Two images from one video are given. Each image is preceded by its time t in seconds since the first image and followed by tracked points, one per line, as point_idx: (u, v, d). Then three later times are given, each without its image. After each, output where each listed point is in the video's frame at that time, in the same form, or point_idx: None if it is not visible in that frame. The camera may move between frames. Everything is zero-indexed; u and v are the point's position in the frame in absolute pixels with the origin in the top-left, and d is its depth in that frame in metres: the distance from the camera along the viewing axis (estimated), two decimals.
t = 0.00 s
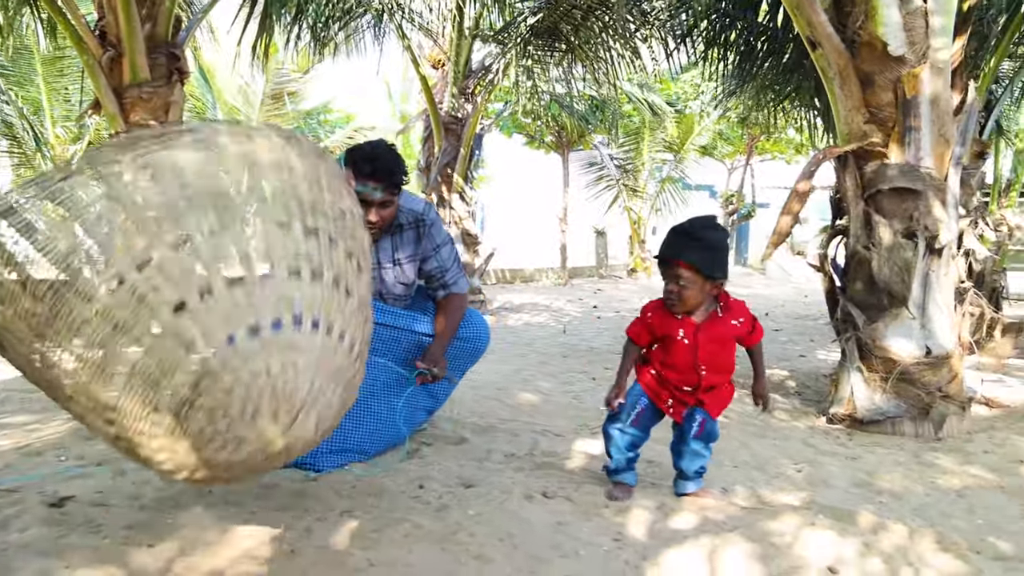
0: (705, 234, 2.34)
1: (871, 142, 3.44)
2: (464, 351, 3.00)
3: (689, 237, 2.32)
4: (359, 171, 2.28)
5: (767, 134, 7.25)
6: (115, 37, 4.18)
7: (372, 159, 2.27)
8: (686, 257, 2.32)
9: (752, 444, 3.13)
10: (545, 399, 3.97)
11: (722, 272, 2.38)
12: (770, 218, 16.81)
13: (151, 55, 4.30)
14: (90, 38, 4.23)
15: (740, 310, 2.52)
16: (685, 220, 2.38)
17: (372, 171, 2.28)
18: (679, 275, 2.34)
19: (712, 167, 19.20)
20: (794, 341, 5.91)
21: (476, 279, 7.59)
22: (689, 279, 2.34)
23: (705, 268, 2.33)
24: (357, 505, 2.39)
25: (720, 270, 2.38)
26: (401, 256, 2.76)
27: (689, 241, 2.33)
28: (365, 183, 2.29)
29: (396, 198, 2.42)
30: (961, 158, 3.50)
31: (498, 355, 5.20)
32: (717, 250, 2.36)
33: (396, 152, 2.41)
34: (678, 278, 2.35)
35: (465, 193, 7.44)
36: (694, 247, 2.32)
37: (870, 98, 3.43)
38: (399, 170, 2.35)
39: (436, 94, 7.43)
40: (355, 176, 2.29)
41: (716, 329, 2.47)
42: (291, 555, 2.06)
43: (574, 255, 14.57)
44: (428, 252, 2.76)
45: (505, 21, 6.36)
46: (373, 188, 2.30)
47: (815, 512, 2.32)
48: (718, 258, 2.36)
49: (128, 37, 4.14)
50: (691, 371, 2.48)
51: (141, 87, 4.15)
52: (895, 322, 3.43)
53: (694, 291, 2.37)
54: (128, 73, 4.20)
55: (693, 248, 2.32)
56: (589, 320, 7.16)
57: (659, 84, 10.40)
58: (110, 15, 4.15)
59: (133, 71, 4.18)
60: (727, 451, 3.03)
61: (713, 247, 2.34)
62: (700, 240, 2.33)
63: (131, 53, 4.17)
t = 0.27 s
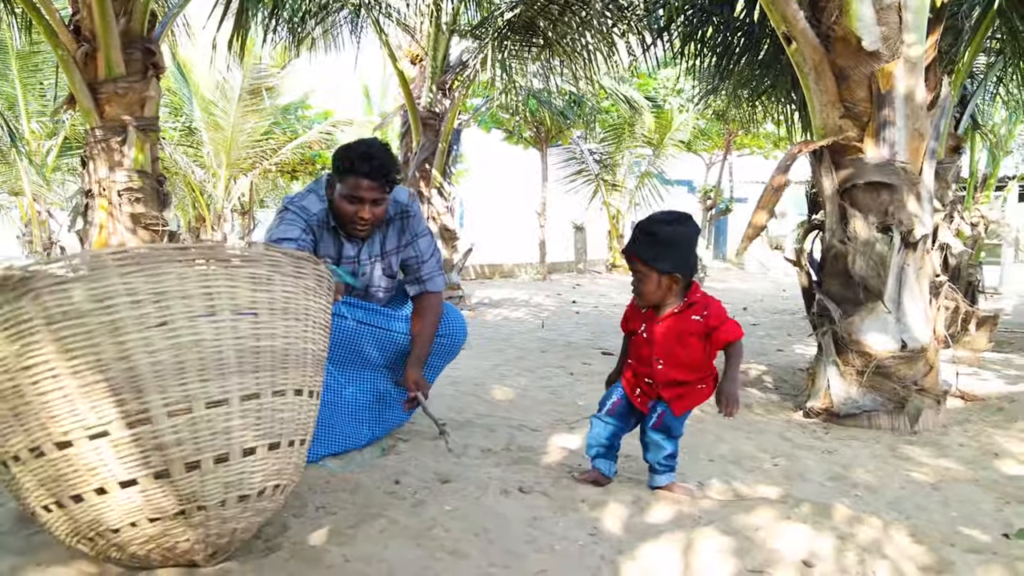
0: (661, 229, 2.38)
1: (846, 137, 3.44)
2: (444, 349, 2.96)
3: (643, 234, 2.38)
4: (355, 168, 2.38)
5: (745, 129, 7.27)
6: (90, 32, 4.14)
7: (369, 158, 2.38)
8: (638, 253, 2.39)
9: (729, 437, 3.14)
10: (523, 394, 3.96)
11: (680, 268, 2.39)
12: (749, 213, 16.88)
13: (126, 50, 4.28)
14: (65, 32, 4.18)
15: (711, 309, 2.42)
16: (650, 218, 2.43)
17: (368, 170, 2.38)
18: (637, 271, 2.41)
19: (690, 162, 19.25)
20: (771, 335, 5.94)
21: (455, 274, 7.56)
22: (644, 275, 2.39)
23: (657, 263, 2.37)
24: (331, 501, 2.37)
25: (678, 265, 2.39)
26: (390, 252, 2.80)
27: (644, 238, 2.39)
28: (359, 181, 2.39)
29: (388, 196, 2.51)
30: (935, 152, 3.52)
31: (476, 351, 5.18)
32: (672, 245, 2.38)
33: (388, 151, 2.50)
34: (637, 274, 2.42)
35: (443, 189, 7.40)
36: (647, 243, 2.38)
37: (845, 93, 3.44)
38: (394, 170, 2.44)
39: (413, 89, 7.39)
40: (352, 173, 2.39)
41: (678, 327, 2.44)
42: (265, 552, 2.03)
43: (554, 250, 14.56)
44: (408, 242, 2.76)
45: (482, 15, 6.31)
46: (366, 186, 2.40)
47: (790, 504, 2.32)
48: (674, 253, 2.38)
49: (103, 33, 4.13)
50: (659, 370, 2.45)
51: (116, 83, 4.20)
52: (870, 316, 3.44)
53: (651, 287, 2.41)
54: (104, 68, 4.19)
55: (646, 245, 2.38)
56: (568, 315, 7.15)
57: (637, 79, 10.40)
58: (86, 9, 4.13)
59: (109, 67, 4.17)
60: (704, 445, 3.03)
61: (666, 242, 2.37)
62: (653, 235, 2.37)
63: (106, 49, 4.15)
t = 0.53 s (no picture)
0: (620, 227, 2.38)
1: (835, 132, 3.45)
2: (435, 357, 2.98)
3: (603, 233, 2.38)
4: (347, 157, 2.36)
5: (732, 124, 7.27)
6: (78, 30, 4.13)
7: (363, 147, 2.36)
8: (600, 253, 2.40)
9: (719, 433, 3.14)
10: (512, 390, 3.94)
11: (642, 264, 2.38)
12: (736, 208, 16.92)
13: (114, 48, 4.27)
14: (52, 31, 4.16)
15: (670, 304, 2.41)
16: (612, 216, 2.43)
17: (362, 159, 2.36)
18: (601, 271, 2.42)
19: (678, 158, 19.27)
20: (760, 331, 5.94)
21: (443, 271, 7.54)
22: (605, 274, 2.39)
23: (618, 260, 2.36)
24: (320, 497, 2.35)
25: (640, 262, 2.38)
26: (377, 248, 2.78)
27: (606, 238, 2.39)
28: (351, 169, 2.37)
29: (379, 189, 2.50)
30: (924, 147, 3.51)
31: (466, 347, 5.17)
32: (634, 241, 2.37)
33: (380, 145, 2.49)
34: (601, 275, 2.43)
35: (430, 185, 7.38)
36: (608, 242, 2.38)
37: (834, 87, 3.44)
38: (385, 161, 2.43)
39: (401, 86, 7.37)
40: (344, 162, 2.37)
41: (637, 324, 2.46)
42: (254, 548, 2.01)
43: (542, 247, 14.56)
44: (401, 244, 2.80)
45: (469, 12, 6.29)
46: (359, 175, 2.38)
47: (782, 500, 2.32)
48: (636, 249, 2.37)
49: (90, 30, 4.11)
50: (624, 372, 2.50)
51: (104, 81, 4.19)
52: (860, 311, 3.45)
53: (614, 285, 2.41)
54: (92, 67, 4.18)
55: (607, 244, 2.38)
56: (556, 311, 7.14)
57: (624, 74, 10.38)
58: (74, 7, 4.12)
59: (97, 64, 4.17)
60: (694, 440, 3.03)
61: (627, 239, 2.36)
62: (612, 234, 2.37)
63: (93, 46, 4.13)
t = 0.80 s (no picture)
0: (571, 227, 2.42)
1: (829, 128, 3.46)
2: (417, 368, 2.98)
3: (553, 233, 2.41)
4: (348, 142, 2.54)
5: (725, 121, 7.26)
6: (72, 30, 4.30)
7: (362, 132, 2.55)
8: (551, 251, 2.43)
9: (713, 430, 3.14)
10: (506, 388, 3.94)
11: (592, 263, 2.43)
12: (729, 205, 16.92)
13: (106, 48, 4.44)
14: (47, 31, 4.32)
15: (615, 299, 2.47)
16: (561, 215, 2.46)
17: (362, 144, 2.55)
18: (550, 268, 2.46)
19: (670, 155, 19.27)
20: (753, 328, 5.95)
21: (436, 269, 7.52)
22: (556, 272, 2.44)
23: (569, 260, 2.41)
24: (315, 495, 2.34)
25: (590, 260, 2.43)
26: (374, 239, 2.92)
27: (556, 237, 2.43)
28: (352, 153, 2.54)
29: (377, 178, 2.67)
30: (918, 143, 3.51)
31: (459, 344, 5.17)
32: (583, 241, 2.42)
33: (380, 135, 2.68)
34: (549, 271, 2.47)
35: (422, 182, 7.34)
36: (559, 241, 2.42)
37: (827, 84, 3.46)
38: (384, 148, 2.62)
39: (393, 84, 7.34)
40: (345, 146, 2.54)
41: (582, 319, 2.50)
42: (250, 546, 2.00)
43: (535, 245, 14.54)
44: (401, 238, 2.98)
45: (461, 9, 6.25)
46: (361, 159, 2.55)
47: (777, 499, 2.32)
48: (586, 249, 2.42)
49: (84, 31, 4.27)
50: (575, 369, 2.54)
51: (98, 80, 4.36)
52: (854, 308, 3.45)
53: (563, 281, 2.45)
54: (85, 66, 4.35)
55: (558, 243, 2.42)
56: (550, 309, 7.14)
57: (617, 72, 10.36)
58: (67, 8, 4.28)
59: (90, 63, 4.35)
60: (689, 438, 3.02)
61: (578, 239, 2.41)
62: (562, 234, 2.41)
63: (87, 45, 4.31)
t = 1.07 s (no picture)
0: (570, 215, 2.55)
1: (846, 123, 3.45)
2: (431, 368, 2.95)
3: (553, 218, 2.55)
4: (368, 127, 2.57)
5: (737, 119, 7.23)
6: (88, 30, 4.33)
7: (382, 118, 2.56)
8: (547, 235, 2.57)
9: (729, 429, 3.12)
10: (519, 385, 3.93)
11: (587, 251, 2.56)
12: (740, 204, 16.85)
13: (122, 47, 4.47)
14: (63, 32, 4.34)
15: (601, 285, 2.56)
16: (563, 203, 2.60)
17: (381, 129, 2.57)
18: (545, 251, 2.60)
19: (680, 153, 19.22)
20: (766, 326, 5.93)
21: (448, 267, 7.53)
22: (550, 255, 2.57)
23: (564, 245, 2.55)
24: (333, 491, 2.35)
25: (585, 249, 2.56)
26: (391, 228, 2.91)
27: (554, 222, 2.56)
28: (370, 137, 2.57)
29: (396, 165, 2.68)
30: (936, 138, 3.49)
31: (472, 342, 5.17)
32: (580, 230, 2.55)
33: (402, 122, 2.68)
34: (545, 254, 2.61)
35: (433, 180, 7.35)
36: (557, 227, 2.55)
37: (844, 79, 3.44)
38: (403, 136, 2.63)
39: (404, 82, 7.35)
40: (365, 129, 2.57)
41: (571, 302, 2.61)
42: (269, 543, 2.00)
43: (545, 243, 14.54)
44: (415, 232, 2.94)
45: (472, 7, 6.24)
46: (378, 144, 2.58)
47: (797, 498, 2.31)
48: (581, 237, 2.56)
49: (99, 31, 4.29)
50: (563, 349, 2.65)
51: (113, 79, 4.38)
52: (872, 306, 3.44)
53: (557, 265, 2.59)
54: (100, 66, 4.38)
55: (555, 229, 2.56)
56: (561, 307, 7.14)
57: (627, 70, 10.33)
58: (83, 9, 4.31)
59: (105, 63, 4.37)
60: (705, 436, 3.01)
61: (575, 227, 2.55)
62: (561, 221, 2.54)
63: (101, 46, 4.34)
